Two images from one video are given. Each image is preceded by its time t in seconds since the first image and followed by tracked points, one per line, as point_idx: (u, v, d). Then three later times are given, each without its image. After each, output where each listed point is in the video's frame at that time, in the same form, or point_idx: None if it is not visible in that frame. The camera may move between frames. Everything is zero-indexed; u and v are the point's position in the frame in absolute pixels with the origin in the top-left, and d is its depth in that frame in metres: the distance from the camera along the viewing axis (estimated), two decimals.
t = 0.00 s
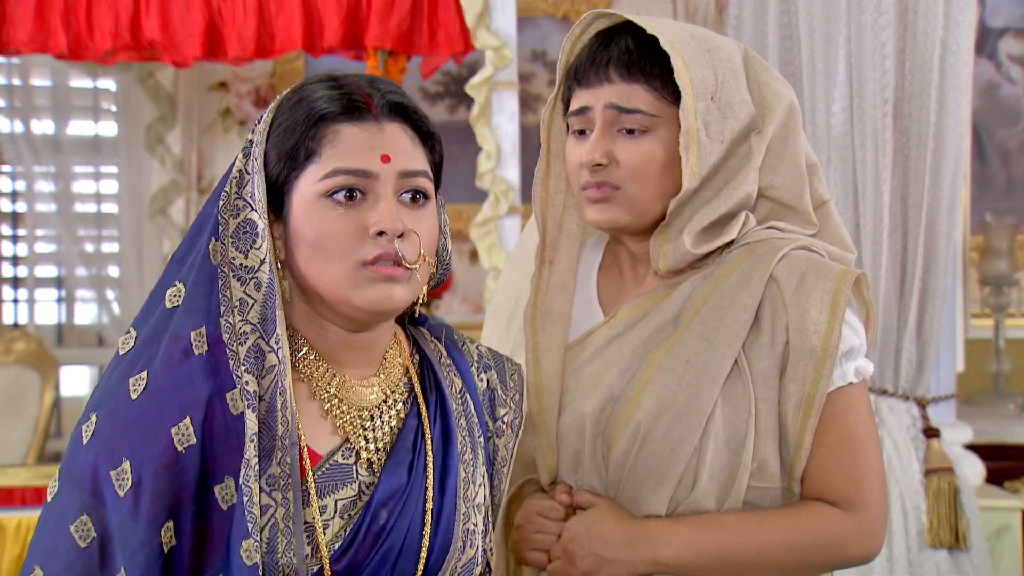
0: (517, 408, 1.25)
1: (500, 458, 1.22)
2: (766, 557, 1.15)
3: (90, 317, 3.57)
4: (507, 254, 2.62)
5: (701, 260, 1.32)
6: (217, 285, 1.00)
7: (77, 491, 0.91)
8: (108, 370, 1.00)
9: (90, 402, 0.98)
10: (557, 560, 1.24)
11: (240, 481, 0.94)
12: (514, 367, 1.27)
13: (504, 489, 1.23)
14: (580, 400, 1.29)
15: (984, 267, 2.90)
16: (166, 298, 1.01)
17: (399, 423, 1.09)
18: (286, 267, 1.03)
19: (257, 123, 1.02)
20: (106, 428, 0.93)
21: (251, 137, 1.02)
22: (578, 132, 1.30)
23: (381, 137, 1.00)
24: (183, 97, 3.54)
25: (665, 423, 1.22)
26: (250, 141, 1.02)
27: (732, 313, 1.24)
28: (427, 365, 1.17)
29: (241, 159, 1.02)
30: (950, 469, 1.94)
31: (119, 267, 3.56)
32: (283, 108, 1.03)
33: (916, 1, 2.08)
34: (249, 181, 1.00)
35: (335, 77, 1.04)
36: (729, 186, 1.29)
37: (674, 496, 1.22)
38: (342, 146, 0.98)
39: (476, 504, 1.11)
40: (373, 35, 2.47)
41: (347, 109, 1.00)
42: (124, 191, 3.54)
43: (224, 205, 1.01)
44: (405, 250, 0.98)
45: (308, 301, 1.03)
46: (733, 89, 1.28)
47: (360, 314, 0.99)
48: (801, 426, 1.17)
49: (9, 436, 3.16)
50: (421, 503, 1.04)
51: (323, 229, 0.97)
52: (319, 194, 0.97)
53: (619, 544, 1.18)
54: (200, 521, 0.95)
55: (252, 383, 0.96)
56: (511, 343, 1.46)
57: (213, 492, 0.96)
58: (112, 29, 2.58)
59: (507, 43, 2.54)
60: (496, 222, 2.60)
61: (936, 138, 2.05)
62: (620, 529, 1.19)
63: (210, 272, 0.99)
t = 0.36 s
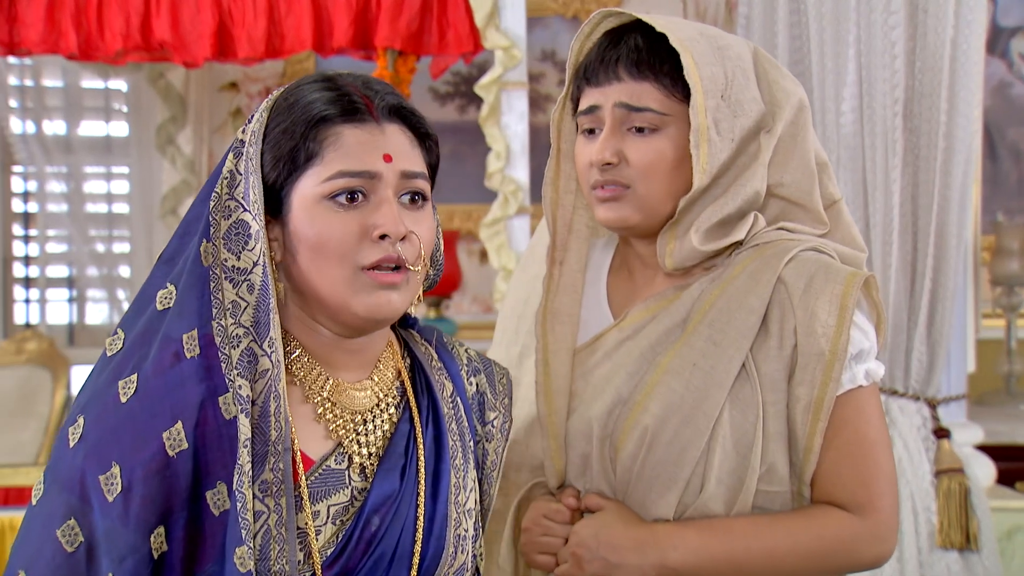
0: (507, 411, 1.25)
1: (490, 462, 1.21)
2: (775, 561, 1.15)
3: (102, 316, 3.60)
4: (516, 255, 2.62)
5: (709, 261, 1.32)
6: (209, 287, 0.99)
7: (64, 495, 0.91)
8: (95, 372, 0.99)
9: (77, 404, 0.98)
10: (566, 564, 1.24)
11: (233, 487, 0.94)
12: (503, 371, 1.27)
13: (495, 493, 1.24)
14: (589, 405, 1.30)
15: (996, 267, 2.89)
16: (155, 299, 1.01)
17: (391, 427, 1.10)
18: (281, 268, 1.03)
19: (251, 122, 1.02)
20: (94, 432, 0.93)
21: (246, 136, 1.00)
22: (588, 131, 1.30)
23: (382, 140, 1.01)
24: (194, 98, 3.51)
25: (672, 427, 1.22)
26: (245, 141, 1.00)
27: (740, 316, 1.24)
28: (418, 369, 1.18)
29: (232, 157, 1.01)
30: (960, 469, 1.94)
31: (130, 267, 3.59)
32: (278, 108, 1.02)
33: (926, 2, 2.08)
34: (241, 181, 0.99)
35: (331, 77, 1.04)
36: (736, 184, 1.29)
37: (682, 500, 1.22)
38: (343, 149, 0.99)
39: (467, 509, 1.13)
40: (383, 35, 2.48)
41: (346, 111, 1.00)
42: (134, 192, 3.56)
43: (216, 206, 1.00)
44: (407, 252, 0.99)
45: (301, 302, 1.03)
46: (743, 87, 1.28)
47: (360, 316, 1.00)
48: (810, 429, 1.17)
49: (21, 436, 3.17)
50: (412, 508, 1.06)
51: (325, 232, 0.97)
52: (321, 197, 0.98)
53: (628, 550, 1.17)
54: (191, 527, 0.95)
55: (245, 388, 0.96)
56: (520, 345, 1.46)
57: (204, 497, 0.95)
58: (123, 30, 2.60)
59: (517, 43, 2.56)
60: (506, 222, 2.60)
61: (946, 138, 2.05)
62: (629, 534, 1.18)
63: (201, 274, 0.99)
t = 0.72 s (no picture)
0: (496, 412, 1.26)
1: (479, 462, 1.23)
2: (788, 563, 1.15)
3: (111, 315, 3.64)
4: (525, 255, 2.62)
5: (717, 261, 1.32)
6: (203, 287, 0.99)
7: (57, 497, 0.91)
8: (86, 372, 1.00)
9: (67, 404, 0.98)
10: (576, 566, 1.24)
11: (227, 489, 0.95)
12: (492, 371, 1.28)
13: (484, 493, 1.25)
14: (597, 407, 1.30)
15: (1008, 267, 2.87)
16: (146, 299, 1.01)
17: (382, 428, 1.10)
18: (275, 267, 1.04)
19: (245, 120, 1.02)
20: (86, 433, 0.93)
21: (241, 136, 1.01)
22: (596, 129, 1.30)
23: (379, 141, 1.01)
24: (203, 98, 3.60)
25: (682, 432, 1.22)
26: (239, 140, 1.01)
27: (750, 317, 1.24)
28: (408, 369, 1.19)
29: (226, 155, 1.02)
30: (971, 470, 1.92)
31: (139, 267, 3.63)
32: (273, 108, 1.03)
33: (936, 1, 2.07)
34: (234, 180, 1.00)
35: (326, 77, 1.04)
36: (743, 182, 1.29)
37: (692, 502, 1.22)
38: (341, 150, 0.99)
39: (458, 510, 1.13)
40: (391, 35, 2.48)
41: (343, 112, 1.01)
42: (144, 192, 3.60)
43: (209, 205, 1.00)
44: (402, 254, 1.00)
45: (298, 304, 1.04)
46: (751, 85, 1.28)
47: (356, 316, 1.00)
48: (821, 430, 1.17)
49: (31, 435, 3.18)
50: (405, 510, 1.06)
51: (323, 232, 0.98)
52: (319, 197, 0.98)
53: (639, 553, 1.17)
54: (184, 529, 0.95)
55: (239, 389, 0.97)
56: (529, 347, 1.46)
57: (197, 499, 0.96)
58: (132, 31, 2.61)
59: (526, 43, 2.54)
60: (514, 222, 2.60)
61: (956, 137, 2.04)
62: (642, 538, 1.18)
63: (194, 274, 0.99)
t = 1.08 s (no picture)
0: (488, 410, 1.28)
1: (472, 460, 1.24)
2: (798, 564, 1.15)
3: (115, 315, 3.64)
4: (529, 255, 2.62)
5: (720, 263, 1.32)
6: (195, 285, 1.00)
7: (49, 496, 0.91)
8: (78, 369, 0.99)
9: (59, 402, 0.98)
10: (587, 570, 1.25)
11: (219, 488, 0.96)
12: (484, 369, 1.30)
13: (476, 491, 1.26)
14: (603, 410, 1.30)
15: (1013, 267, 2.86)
16: (138, 296, 1.01)
17: (374, 426, 1.11)
18: (267, 266, 1.04)
19: (238, 117, 1.02)
20: (79, 431, 0.93)
21: (233, 133, 1.02)
22: (599, 127, 1.31)
23: (371, 142, 1.02)
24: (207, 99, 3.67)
25: (688, 438, 1.22)
26: (232, 137, 1.02)
27: (754, 320, 1.24)
28: (400, 367, 1.20)
29: (218, 152, 1.01)
30: (976, 471, 1.91)
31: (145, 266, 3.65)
32: (266, 106, 1.03)
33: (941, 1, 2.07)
34: (226, 177, 1.00)
35: (320, 76, 1.04)
36: (744, 182, 1.29)
37: (700, 506, 1.23)
38: (332, 150, 0.99)
39: (449, 509, 1.14)
40: (396, 36, 2.50)
41: (336, 113, 1.01)
42: (149, 191, 3.66)
43: (202, 201, 1.00)
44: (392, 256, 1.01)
45: (286, 301, 1.05)
46: (755, 86, 1.28)
47: (345, 316, 1.01)
48: (828, 431, 1.17)
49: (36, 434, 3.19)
50: (397, 508, 1.07)
51: (314, 233, 0.98)
52: (310, 197, 0.99)
53: (650, 556, 1.18)
54: (178, 528, 0.96)
55: (231, 387, 0.97)
56: (533, 349, 1.46)
57: (190, 498, 0.96)
58: (137, 31, 2.62)
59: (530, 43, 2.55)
60: (518, 222, 2.60)
61: (961, 138, 2.04)
62: (652, 541, 1.19)
63: (187, 271, 1.00)
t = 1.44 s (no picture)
0: (484, 410, 1.28)
1: (469, 462, 1.24)
2: (797, 565, 1.15)
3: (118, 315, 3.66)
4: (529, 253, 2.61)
5: (715, 264, 1.32)
6: (191, 285, 1.00)
7: (45, 498, 0.91)
8: (73, 371, 1.00)
9: (55, 404, 0.98)
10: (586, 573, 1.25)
11: (216, 490, 0.96)
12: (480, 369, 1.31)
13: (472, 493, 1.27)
14: (602, 412, 1.30)
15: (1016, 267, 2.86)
16: (133, 296, 1.01)
17: (371, 428, 1.11)
18: (262, 266, 1.04)
19: (233, 116, 1.03)
20: (75, 432, 0.93)
21: (229, 132, 1.02)
22: (599, 128, 1.31)
23: (367, 142, 1.02)
24: (211, 98, 3.72)
25: (686, 441, 1.22)
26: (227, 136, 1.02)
27: (751, 324, 1.23)
28: (396, 368, 1.20)
29: (213, 150, 1.04)
30: (979, 471, 1.91)
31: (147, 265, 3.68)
32: (261, 106, 1.03)
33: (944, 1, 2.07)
34: (222, 176, 1.01)
35: (315, 76, 1.05)
36: (741, 182, 1.29)
37: (699, 509, 1.22)
38: (327, 150, 1.00)
39: (447, 511, 1.14)
40: (398, 35, 2.50)
41: (332, 113, 1.01)
42: (151, 191, 3.69)
43: (197, 200, 1.02)
44: (390, 256, 1.02)
45: (280, 301, 1.05)
46: (755, 88, 1.29)
47: (342, 315, 1.01)
48: (825, 432, 1.17)
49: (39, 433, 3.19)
50: (394, 510, 1.07)
51: (310, 232, 0.98)
52: (305, 197, 0.99)
53: (649, 556, 1.18)
54: (174, 531, 0.96)
55: (227, 387, 0.98)
56: (528, 347, 1.46)
57: (186, 500, 0.96)
58: (139, 31, 2.62)
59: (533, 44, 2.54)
60: (521, 222, 2.60)
61: (965, 137, 2.03)
62: (650, 542, 1.19)
63: (182, 271, 1.00)
